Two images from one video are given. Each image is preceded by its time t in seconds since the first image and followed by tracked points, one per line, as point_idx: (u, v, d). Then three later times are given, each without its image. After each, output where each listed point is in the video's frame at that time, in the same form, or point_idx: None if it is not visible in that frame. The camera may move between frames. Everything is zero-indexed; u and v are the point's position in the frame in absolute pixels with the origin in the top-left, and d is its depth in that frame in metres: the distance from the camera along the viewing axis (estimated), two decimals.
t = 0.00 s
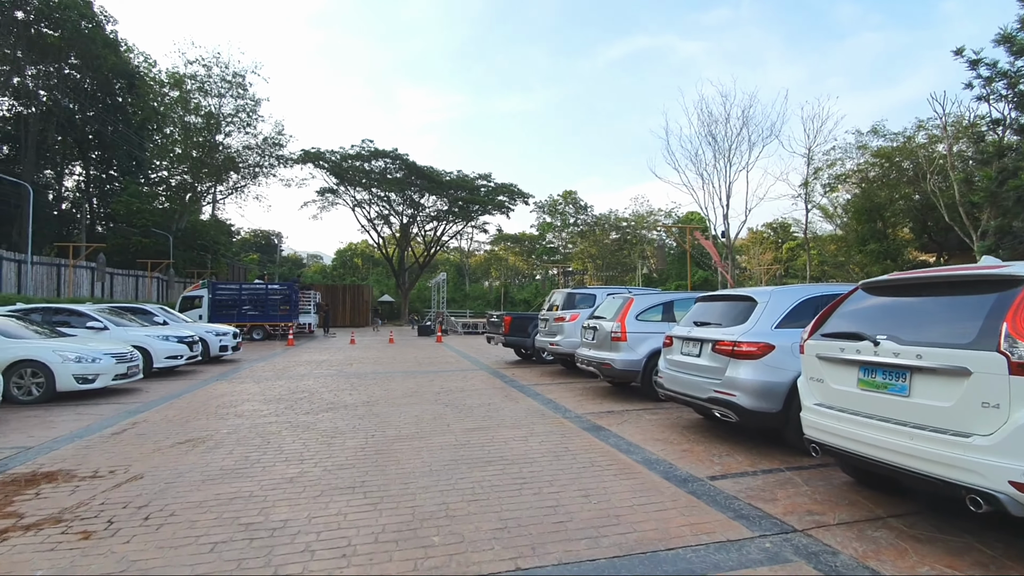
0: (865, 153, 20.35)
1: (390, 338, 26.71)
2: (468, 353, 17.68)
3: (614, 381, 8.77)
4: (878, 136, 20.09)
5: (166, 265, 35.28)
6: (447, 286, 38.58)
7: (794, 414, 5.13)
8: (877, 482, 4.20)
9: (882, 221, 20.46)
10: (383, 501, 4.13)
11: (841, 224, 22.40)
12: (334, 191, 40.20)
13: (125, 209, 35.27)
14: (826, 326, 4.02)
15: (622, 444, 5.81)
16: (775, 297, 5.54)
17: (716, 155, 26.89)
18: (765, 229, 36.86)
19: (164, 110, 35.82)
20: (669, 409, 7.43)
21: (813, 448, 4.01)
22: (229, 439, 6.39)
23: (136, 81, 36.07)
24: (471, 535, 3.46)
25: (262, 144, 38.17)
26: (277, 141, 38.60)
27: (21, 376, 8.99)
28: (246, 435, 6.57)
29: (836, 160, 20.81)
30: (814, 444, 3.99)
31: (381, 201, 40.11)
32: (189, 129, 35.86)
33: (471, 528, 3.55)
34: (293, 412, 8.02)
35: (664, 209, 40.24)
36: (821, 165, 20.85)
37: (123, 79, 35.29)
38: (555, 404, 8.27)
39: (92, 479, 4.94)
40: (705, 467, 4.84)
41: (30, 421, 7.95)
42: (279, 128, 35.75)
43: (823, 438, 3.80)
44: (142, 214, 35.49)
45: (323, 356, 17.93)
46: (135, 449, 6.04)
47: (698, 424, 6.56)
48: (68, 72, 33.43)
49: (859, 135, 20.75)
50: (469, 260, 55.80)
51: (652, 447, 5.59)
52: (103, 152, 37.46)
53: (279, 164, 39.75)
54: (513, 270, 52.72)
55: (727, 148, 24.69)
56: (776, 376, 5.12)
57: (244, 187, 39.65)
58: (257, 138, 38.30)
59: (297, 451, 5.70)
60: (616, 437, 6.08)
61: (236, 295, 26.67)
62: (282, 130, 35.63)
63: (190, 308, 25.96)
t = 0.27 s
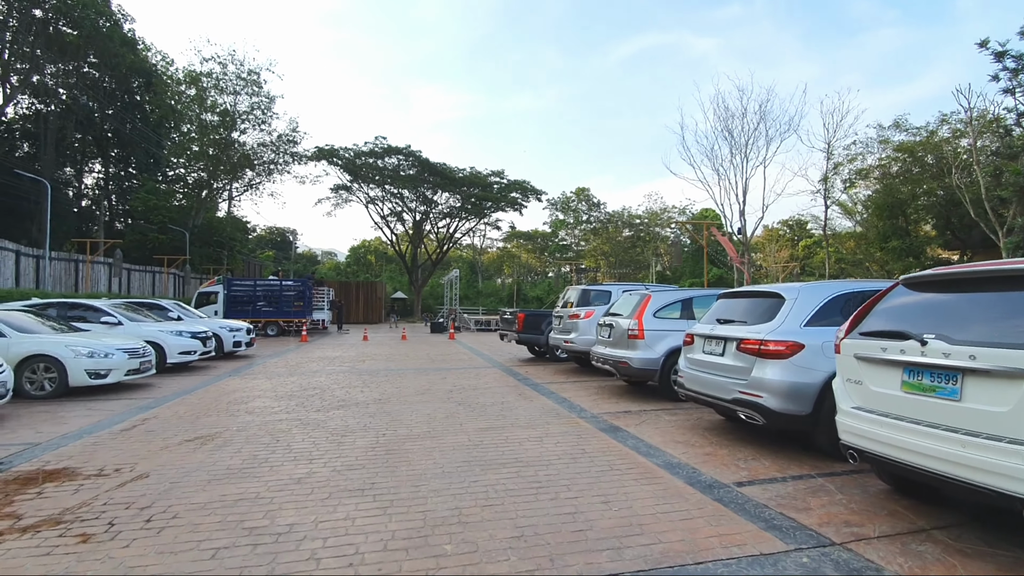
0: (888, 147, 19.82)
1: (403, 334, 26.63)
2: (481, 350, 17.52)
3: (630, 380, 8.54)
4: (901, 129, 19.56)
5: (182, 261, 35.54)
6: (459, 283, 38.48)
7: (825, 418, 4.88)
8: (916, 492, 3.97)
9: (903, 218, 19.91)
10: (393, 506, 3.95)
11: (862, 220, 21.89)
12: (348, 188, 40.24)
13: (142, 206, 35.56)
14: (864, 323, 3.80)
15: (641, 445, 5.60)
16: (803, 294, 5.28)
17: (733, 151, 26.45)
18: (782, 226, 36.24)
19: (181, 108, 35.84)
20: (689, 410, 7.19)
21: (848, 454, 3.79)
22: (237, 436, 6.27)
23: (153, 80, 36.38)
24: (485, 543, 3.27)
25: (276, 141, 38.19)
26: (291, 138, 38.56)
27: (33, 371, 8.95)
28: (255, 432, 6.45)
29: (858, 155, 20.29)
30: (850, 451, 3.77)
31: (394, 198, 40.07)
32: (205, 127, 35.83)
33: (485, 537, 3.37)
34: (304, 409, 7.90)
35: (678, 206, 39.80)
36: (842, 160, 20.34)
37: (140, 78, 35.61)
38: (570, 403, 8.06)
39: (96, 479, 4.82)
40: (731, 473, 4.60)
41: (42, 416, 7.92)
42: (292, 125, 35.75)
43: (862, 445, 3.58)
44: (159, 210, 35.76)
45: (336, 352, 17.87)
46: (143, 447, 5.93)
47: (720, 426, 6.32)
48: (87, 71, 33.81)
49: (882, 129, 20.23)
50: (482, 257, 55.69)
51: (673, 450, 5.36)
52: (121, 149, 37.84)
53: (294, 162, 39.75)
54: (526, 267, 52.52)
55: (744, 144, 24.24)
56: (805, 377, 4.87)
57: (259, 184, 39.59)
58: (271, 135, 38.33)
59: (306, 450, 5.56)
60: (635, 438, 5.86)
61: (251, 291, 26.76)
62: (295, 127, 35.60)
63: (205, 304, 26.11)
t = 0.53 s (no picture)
0: (908, 141, 19.35)
1: (413, 332, 26.50)
2: (491, 348, 17.31)
3: (647, 380, 8.29)
4: (921, 123, 19.11)
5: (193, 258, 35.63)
6: (469, 281, 38.30)
7: (858, 424, 4.65)
8: (959, 505, 3.75)
9: (923, 213, 19.49)
10: (404, 515, 3.74)
11: (880, 217, 21.45)
12: (357, 185, 40.18)
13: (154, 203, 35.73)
14: (908, 324, 3.58)
15: (663, 449, 5.37)
16: (835, 291, 5.03)
17: (747, 147, 26.03)
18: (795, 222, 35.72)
19: (193, 107, 35.99)
20: (709, 412, 6.95)
21: (892, 463, 3.56)
22: (244, 437, 6.10)
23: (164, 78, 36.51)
24: (503, 558, 3.06)
25: (286, 138, 38.13)
26: (301, 136, 38.49)
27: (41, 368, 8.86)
28: (262, 433, 6.28)
29: (876, 149, 19.85)
30: (894, 460, 3.55)
31: (403, 195, 39.97)
32: (216, 124, 35.97)
33: (503, 551, 3.16)
34: (313, 408, 7.73)
35: (689, 203, 39.38)
36: (859, 155, 19.91)
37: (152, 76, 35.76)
38: (585, 403, 7.84)
39: (99, 482, 4.67)
40: (760, 482, 4.37)
41: (48, 414, 7.81)
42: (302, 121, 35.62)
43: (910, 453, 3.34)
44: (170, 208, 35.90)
45: (345, 350, 17.75)
46: (149, 448, 5.78)
47: (743, 429, 6.07)
48: (100, 69, 33.92)
49: (900, 122, 19.79)
50: (491, 254, 55.51)
51: (696, 455, 5.12)
52: (134, 147, 37.99)
53: (303, 159, 39.71)
54: (535, 265, 52.26)
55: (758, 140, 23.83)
56: (838, 380, 4.63)
57: (269, 181, 39.49)
58: (281, 133, 38.32)
59: (314, 453, 5.38)
60: (655, 442, 5.62)
61: (261, 288, 26.73)
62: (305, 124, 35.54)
63: (216, 301, 26.12)
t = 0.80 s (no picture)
0: (921, 136, 19.04)
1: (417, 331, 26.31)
2: (496, 347, 17.11)
3: (658, 380, 8.07)
4: (934, 118, 18.81)
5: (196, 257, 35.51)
6: (473, 279, 38.09)
7: (885, 427, 4.50)
8: (999, 515, 3.57)
9: (935, 209, 19.20)
10: (409, 526, 3.54)
11: (890, 213, 21.13)
12: (361, 183, 40.02)
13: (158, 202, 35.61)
14: (947, 325, 3.38)
15: (678, 454, 5.16)
16: (859, 289, 4.84)
17: (753, 143, 25.72)
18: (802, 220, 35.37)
19: (196, 105, 35.81)
20: (723, 414, 6.73)
21: (931, 473, 3.36)
22: (243, 441, 5.91)
23: (167, 76, 36.29)
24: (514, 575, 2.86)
25: (289, 136, 37.83)
26: (304, 133, 38.20)
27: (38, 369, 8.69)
28: (262, 436, 6.09)
29: (887, 144, 19.55)
30: (933, 469, 3.35)
31: (406, 193, 39.78)
32: (220, 123, 35.72)
33: (514, 568, 2.95)
34: (314, 409, 7.55)
35: (694, 200, 39.08)
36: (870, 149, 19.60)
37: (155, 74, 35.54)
38: (595, 405, 7.63)
39: (91, 490, 4.48)
40: (783, 491, 4.16)
41: (45, 416, 7.64)
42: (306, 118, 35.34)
43: (952, 463, 3.14)
44: (174, 206, 35.77)
45: (349, 349, 17.56)
46: (144, 452, 5.59)
47: (760, 433, 5.86)
48: (104, 68, 33.73)
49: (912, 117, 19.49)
50: (494, 252, 55.28)
51: (714, 461, 4.91)
52: (137, 146, 37.85)
53: (307, 157, 39.48)
54: (539, 263, 52.02)
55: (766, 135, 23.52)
56: (863, 383, 4.47)
57: (272, 179, 39.21)
58: (285, 130, 38.06)
59: (315, 458, 5.19)
60: (669, 446, 5.41)
61: (264, 287, 26.58)
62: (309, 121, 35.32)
63: (219, 299, 25.99)
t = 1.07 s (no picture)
0: (935, 130, 18.67)
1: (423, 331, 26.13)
2: (503, 347, 16.88)
3: (670, 382, 7.81)
4: (948, 112, 18.43)
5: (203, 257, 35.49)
6: (479, 279, 37.90)
7: (918, 433, 4.25)
8: None
9: (950, 205, 18.83)
10: (412, 541, 3.31)
11: (902, 210, 20.78)
12: (366, 183, 39.92)
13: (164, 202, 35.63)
14: (992, 324, 3.13)
15: (696, 461, 4.91)
16: (888, 286, 4.60)
17: (762, 141, 25.39)
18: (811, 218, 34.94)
19: (203, 107, 36.09)
20: (740, 418, 6.48)
21: (977, 485, 3.10)
22: (242, 446, 5.72)
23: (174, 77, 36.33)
24: None
25: (295, 137, 37.75)
26: (310, 133, 38.11)
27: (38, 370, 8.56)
28: (262, 441, 5.90)
29: (900, 140, 19.22)
30: (978, 481, 3.09)
31: (412, 192, 39.65)
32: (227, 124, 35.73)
33: None
34: (316, 412, 7.35)
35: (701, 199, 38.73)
36: (883, 145, 19.28)
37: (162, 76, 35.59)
38: (606, 408, 7.39)
39: (82, 499, 4.29)
40: (810, 501, 3.91)
41: (43, 419, 7.49)
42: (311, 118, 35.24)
43: (1002, 475, 2.89)
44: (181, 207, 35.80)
45: (355, 350, 17.37)
46: (140, 458, 5.40)
47: (780, 438, 5.60)
48: (111, 69, 33.76)
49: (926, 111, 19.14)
50: (500, 252, 55.10)
51: (733, 468, 4.67)
52: (144, 147, 37.94)
53: (312, 157, 39.39)
54: (545, 262, 51.78)
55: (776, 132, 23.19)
56: (894, 385, 4.22)
57: (278, 180, 39.13)
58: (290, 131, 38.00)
59: (316, 464, 4.98)
60: (685, 452, 5.17)
61: (270, 287, 26.46)
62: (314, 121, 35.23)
63: (225, 300, 25.91)
